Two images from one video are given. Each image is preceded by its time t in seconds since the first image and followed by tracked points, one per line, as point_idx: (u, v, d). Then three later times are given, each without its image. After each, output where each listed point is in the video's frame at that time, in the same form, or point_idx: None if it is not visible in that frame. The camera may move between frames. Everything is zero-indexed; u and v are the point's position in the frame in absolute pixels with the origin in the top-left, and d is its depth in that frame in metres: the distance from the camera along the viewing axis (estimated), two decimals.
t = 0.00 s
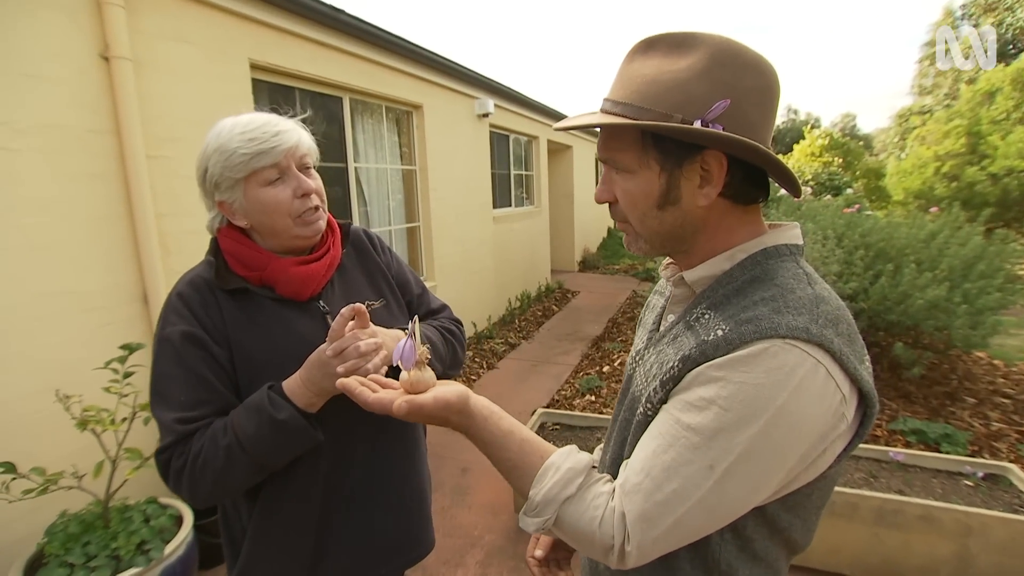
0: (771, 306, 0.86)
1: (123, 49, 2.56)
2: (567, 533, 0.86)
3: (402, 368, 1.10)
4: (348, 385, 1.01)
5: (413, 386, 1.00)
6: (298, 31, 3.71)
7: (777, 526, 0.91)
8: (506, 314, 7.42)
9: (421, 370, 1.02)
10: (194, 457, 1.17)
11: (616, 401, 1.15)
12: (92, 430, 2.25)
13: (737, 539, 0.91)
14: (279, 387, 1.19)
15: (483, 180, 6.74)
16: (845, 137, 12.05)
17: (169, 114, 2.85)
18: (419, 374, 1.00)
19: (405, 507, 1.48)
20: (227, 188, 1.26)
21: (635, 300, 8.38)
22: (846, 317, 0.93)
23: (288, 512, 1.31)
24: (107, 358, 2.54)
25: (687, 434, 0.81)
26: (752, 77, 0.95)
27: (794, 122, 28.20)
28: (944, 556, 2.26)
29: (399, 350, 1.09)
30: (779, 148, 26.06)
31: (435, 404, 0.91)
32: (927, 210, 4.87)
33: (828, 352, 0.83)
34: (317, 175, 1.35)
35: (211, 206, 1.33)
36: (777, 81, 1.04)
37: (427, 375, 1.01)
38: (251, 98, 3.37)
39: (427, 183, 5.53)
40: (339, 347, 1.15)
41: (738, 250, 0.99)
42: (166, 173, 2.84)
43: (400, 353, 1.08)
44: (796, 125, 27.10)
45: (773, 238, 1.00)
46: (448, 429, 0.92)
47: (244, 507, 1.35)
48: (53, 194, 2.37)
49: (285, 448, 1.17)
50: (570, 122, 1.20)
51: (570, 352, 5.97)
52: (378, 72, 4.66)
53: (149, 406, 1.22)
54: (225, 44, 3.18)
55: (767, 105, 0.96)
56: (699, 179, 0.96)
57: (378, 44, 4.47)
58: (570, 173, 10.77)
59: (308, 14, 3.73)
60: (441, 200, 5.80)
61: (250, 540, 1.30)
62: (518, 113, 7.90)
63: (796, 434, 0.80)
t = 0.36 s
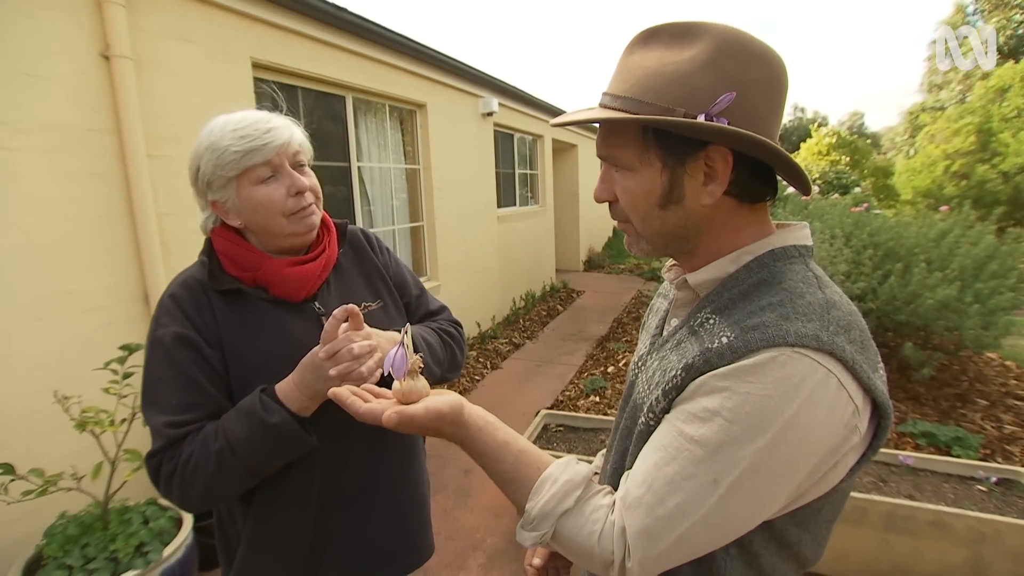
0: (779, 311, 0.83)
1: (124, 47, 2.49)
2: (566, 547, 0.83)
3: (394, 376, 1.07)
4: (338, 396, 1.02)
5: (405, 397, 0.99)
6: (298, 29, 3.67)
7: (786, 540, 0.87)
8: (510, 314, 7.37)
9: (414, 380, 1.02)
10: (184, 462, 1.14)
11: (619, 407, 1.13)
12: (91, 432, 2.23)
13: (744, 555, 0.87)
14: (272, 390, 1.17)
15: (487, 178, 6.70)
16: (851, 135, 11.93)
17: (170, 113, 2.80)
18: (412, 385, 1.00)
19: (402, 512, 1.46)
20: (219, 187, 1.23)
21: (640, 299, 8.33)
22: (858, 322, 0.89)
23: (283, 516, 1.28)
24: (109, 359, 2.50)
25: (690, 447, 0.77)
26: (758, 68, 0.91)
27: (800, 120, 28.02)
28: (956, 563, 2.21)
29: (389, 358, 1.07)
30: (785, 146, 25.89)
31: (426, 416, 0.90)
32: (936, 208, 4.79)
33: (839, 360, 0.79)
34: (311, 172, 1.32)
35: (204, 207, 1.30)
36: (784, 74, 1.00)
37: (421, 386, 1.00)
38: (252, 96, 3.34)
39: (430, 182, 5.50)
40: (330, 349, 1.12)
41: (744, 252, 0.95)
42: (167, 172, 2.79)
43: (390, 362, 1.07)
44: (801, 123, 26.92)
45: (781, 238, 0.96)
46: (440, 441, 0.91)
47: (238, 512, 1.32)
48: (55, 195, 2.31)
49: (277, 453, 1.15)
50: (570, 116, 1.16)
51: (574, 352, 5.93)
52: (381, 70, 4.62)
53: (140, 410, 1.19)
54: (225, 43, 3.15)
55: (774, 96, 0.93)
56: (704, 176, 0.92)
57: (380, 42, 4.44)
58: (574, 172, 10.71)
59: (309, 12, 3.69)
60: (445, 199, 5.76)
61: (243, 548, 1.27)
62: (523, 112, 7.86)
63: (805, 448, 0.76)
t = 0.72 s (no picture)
0: (791, 318, 0.81)
1: (127, 49, 2.48)
2: (563, 560, 0.84)
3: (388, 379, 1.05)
4: (329, 397, 0.99)
5: (398, 398, 0.97)
6: (301, 32, 3.66)
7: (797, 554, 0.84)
8: (514, 316, 7.35)
9: (408, 382, 1.00)
10: (176, 469, 1.13)
11: (626, 416, 1.12)
12: (91, 435, 2.21)
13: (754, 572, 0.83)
14: (265, 397, 1.16)
15: (492, 180, 6.68)
16: (857, 135, 11.83)
17: (173, 116, 2.79)
18: (406, 387, 0.98)
19: (399, 520, 1.44)
20: (216, 190, 1.22)
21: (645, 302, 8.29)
22: (873, 328, 0.87)
23: (277, 522, 1.28)
24: (110, 361, 2.48)
25: (697, 457, 0.76)
26: (765, 65, 0.90)
27: (806, 121, 27.87)
28: (968, 571, 2.16)
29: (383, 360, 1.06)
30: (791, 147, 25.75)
31: (417, 421, 0.89)
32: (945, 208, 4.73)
33: (854, 369, 0.77)
34: (307, 173, 1.31)
35: (200, 210, 1.28)
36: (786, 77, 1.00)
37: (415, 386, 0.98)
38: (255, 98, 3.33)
39: (434, 184, 5.49)
40: (321, 354, 1.11)
41: (752, 256, 0.94)
42: (171, 175, 2.78)
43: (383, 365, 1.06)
44: (807, 125, 26.77)
45: (790, 243, 0.94)
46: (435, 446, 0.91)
47: (233, 519, 1.32)
48: (58, 198, 2.29)
49: (270, 459, 1.14)
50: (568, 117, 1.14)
51: (578, 355, 5.89)
52: (384, 72, 4.61)
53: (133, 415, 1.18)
54: (229, 45, 3.14)
55: (783, 93, 0.92)
56: (715, 174, 0.91)
57: (384, 44, 4.43)
58: (579, 174, 10.69)
59: (313, 14, 3.68)
60: (449, 201, 5.75)
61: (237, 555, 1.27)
62: (528, 114, 7.85)
63: (817, 458, 0.75)
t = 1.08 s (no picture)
0: (799, 324, 0.80)
1: (130, 48, 2.48)
2: (565, 565, 0.83)
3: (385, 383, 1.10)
4: (331, 400, 0.98)
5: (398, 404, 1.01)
6: (304, 30, 3.66)
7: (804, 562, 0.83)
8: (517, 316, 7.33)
9: (408, 386, 1.04)
10: (168, 470, 1.13)
11: (632, 419, 1.11)
12: (91, 433, 2.20)
13: None
14: (258, 397, 1.16)
15: (495, 180, 6.66)
16: (863, 136, 11.72)
17: (176, 114, 2.78)
18: (406, 392, 1.02)
19: (394, 522, 1.43)
20: (212, 188, 1.23)
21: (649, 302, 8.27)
22: (886, 335, 0.85)
23: (271, 523, 1.27)
24: (111, 360, 2.47)
25: (699, 464, 0.75)
26: (750, 68, 0.89)
27: (812, 121, 27.70)
28: None
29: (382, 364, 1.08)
30: (797, 147, 25.61)
31: (416, 428, 0.88)
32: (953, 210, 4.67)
33: (864, 378, 0.75)
34: (304, 172, 1.31)
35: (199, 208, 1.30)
36: (792, 72, 0.96)
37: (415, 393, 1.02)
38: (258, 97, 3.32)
39: (437, 183, 5.47)
40: (315, 354, 1.09)
41: (761, 258, 0.93)
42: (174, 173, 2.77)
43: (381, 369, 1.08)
44: (813, 125, 26.62)
45: (800, 244, 0.93)
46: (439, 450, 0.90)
47: (227, 520, 1.31)
48: (61, 196, 2.29)
49: (262, 460, 1.13)
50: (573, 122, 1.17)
51: (581, 355, 5.87)
52: (388, 72, 4.60)
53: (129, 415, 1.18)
54: (232, 44, 3.14)
55: (773, 95, 0.90)
56: (695, 181, 0.92)
57: (388, 43, 4.42)
58: (583, 174, 10.65)
59: (317, 13, 3.67)
60: (452, 201, 5.73)
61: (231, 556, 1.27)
62: (532, 114, 7.83)
63: (824, 469, 0.73)
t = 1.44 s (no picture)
0: (810, 327, 0.78)
1: (133, 45, 2.47)
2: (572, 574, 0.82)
3: (389, 390, 1.08)
4: (331, 406, 0.96)
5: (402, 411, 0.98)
6: (308, 28, 3.64)
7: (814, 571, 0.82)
8: (521, 315, 7.32)
9: (410, 393, 1.01)
10: (163, 467, 1.12)
11: (638, 422, 1.09)
12: (93, 430, 2.20)
13: None
14: (253, 394, 1.15)
15: (499, 179, 6.64)
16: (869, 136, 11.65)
17: (180, 112, 2.77)
18: (409, 399, 0.99)
19: (391, 522, 1.42)
20: (207, 185, 1.23)
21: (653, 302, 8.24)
22: (899, 336, 0.84)
23: (266, 523, 1.26)
24: (114, 357, 2.47)
25: (709, 471, 0.74)
26: (763, 60, 0.87)
27: (818, 121, 27.53)
28: None
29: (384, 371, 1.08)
30: (803, 147, 25.48)
31: (421, 436, 0.87)
32: (960, 210, 4.63)
33: (879, 382, 0.74)
34: (300, 169, 1.32)
35: (196, 206, 1.30)
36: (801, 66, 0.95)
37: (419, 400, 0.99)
38: (261, 94, 3.31)
39: (441, 182, 5.46)
40: (310, 350, 1.09)
41: (770, 259, 0.91)
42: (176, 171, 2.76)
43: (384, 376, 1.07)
44: (819, 125, 26.50)
45: (812, 244, 0.91)
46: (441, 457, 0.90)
47: (223, 519, 1.31)
48: (64, 193, 2.29)
49: (257, 458, 1.12)
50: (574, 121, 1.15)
51: (584, 355, 5.85)
52: (392, 70, 4.58)
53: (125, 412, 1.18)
54: (236, 41, 3.13)
55: (785, 88, 0.89)
56: (707, 176, 0.90)
57: (391, 41, 4.40)
58: (587, 173, 10.62)
59: (320, 11, 3.66)
60: (456, 199, 5.72)
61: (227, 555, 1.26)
62: (537, 113, 7.81)
63: (837, 475, 0.72)
